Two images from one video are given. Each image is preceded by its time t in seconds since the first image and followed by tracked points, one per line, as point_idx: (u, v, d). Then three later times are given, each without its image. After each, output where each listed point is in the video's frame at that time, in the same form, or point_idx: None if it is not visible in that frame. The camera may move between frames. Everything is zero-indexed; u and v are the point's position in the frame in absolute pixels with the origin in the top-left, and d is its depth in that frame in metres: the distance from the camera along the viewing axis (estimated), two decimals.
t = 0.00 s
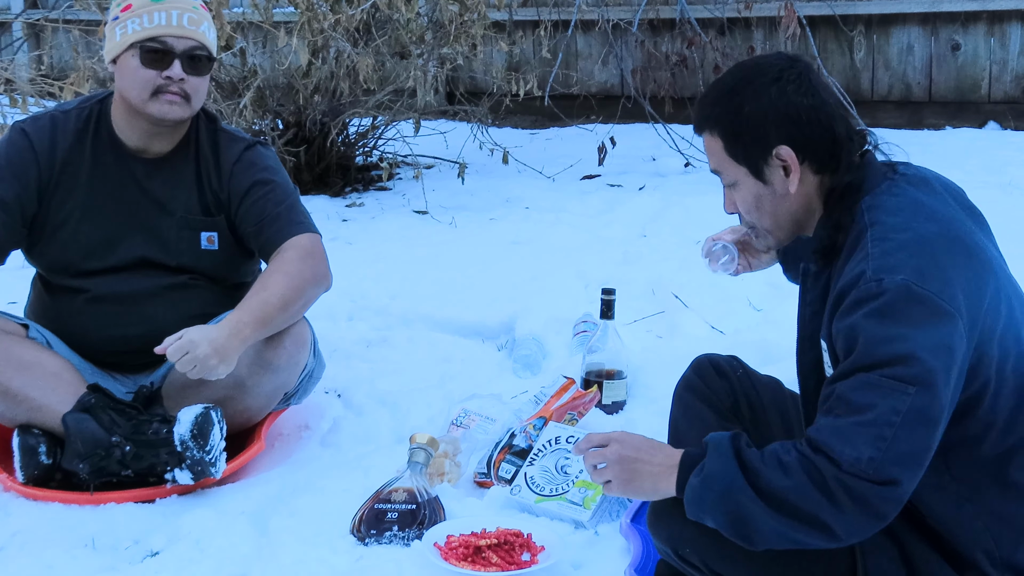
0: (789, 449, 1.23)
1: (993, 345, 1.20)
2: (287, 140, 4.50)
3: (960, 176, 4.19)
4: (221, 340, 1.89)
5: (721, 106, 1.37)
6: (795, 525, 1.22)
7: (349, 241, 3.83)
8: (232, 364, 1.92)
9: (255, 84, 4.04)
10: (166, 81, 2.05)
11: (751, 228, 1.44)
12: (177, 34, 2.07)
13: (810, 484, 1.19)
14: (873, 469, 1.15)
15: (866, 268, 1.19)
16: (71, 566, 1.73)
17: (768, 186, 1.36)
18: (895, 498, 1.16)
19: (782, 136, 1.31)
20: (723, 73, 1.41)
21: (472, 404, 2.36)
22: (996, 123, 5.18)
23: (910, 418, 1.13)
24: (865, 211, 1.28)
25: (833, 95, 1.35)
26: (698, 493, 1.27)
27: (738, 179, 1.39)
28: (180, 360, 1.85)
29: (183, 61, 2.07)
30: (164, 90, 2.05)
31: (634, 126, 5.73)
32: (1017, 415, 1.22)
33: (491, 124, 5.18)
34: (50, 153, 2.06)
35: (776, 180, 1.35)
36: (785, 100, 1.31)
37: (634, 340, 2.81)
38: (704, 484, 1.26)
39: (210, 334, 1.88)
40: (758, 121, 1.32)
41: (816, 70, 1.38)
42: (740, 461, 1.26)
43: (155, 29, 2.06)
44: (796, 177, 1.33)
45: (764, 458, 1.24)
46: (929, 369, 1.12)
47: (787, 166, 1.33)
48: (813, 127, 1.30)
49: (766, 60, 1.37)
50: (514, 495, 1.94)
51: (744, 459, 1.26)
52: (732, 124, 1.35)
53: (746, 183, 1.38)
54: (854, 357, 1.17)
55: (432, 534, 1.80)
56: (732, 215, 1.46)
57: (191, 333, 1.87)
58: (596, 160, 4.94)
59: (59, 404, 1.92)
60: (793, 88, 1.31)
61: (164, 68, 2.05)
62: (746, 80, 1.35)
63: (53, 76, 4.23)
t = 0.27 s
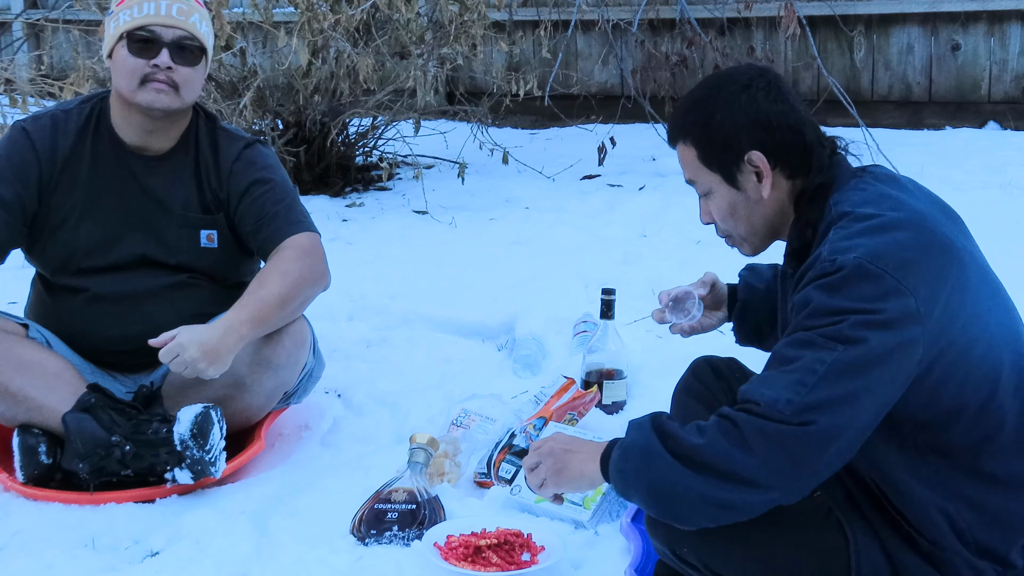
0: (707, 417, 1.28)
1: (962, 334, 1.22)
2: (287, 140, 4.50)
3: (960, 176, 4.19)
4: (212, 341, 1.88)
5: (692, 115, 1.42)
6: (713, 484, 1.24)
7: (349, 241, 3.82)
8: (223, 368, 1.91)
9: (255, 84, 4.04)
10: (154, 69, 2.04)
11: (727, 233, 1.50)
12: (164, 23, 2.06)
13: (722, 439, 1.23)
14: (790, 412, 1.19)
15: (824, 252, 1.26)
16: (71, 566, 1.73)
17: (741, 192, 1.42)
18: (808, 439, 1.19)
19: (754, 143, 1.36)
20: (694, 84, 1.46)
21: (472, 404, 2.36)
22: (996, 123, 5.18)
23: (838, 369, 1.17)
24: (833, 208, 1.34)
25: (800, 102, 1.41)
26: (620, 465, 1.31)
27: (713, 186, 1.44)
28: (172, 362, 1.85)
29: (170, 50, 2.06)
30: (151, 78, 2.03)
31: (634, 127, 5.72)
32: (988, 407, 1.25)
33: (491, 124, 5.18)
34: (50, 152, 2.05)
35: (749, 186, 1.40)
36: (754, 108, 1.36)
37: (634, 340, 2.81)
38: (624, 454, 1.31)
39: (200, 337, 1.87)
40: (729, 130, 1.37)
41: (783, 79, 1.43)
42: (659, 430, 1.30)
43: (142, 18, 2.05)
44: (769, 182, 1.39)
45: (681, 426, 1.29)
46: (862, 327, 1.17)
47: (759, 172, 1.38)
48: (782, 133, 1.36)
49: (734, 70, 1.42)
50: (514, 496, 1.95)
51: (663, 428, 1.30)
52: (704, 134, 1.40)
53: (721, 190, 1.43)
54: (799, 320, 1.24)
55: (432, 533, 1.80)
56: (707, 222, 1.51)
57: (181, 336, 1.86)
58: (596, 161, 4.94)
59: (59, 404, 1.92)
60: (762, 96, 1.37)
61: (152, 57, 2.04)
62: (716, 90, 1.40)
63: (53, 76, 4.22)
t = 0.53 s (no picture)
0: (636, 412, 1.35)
1: (920, 329, 1.25)
2: (287, 140, 4.50)
3: (960, 175, 4.19)
4: (214, 347, 1.88)
5: (658, 136, 1.44)
6: (642, 464, 1.29)
7: (349, 241, 3.82)
8: (227, 372, 1.93)
9: (255, 84, 4.04)
10: (145, 62, 2.04)
11: (699, 252, 1.50)
12: (154, 16, 2.07)
13: (647, 420, 1.30)
14: (714, 384, 1.26)
15: (773, 252, 1.30)
16: (71, 566, 1.73)
17: (710, 210, 1.42)
18: (734, 406, 1.24)
19: (720, 160, 1.38)
20: (660, 105, 1.48)
21: (472, 404, 2.36)
22: (996, 123, 5.18)
23: (773, 351, 1.24)
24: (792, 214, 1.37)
25: (764, 117, 1.43)
26: (564, 472, 1.37)
27: (682, 206, 1.45)
28: (176, 369, 1.87)
29: (161, 43, 2.07)
30: (142, 71, 2.04)
31: (634, 127, 5.72)
32: (954, 400, 1.27)
33: (491, 124, 5.18)
34: (50, 150, 2.06)
35: (717, 204, 1.41)
36: (718, 125, 1.38)
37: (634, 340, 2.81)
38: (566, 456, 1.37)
39: (203, 343, 1.88)
40: (693, 148, 1.39)
41: (747, 96, 1.45)
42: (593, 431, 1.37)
43: (134, 13, 2.07)
44: (736, 198, 1.40)
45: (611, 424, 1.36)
46: (799, 316, 1.23)
47: (726, 189, 1.39)
48: (745, 149, 1.37)
49: (698, 90, 1.44)
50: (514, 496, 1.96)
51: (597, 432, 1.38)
52: (670, 153, 1.41)
53: (689, 209, 1.44)
54: (744, 308, 1.30)
55: (432, 533, 1.80)
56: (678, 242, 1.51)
57: (184, 342, 1.87)
58: (596, 161, 4.94)
59: (59, 404, 1.92)
60: (725, 113, 1.39)
61: (143, 50, 2.05)
62: (681, 109, 1.42)
63: (53, 76, 4.22)
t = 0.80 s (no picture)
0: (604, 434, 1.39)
1: (884, 330, 1.24)
2: (287, 140, 4.50)
3: (960, 175, 4.19)
4: (214, 348, 1.88)
5: (618, 162, 1.42)
6: (607, 481, 1.33)
7: (349, 241, 3.82)
8: (227, 373, 1.92)
9: (255, 84, 4.04)
10: (137, 60, 2.03)
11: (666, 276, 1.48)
12: (142, 14, 2.06)
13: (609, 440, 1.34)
14: (670, 401, 1.29)
15: (728, 271, 1.31)
16: (71, 566, 1.73)
17: (675, 233, 1.41)
18: (690, 420, 1.27)
19: (682, 184, 1.36)
20: (619, 130, 1.47)
21: (472, 404, 2.36)
22: (996, 123, 5.18)
23: (731, 370, 1.25)
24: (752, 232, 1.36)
25: (723, 138, 1.42)
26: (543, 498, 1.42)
27: (647, 230, 1.43)
28: (173, 373, 1.85)
29: (150, 40, 2.05)
30: (135, 70, 2.03)
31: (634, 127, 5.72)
32: (927, 396, 1.26)
33: (491, 124, 5.18)
34: (49, 149, 2.05)
35: (682, 227, 1.39)
36: (678, 149, 1.37)
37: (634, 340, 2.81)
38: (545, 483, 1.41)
39: (203, 344, 1.88)
40: (655, 173, 1.37)
41: (706, 117, 1.44)
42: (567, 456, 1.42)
43: (121, 13, 2.05)
44: (700, 220, 1.38)
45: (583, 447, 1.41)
46: (756, 333, 1.23)
47: (690, 212, 1.37)
48: (707, 171, 1.36)
49: (657, 113, 1.43)
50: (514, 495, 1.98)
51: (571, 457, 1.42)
52: (632, 179, 1.39)
53: (655, 233, 1.42)
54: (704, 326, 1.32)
55: (432, 533, 1.80)
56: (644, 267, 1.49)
57: (184, 344, 1.87)
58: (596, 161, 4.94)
59: (59, 404, 1.92)
60: (685, 136, 1.38)
61: (134, 49, 2.04)
62: (640, 134, 1.41)
63: (53, 76, 4.22)
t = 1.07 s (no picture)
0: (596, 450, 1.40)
1: (865, 334, 1.24)
2: (287, 140, 4.51)
3: (961, 175, 4.19)
4: (215, 347, 1.89)
5: (591, 185, 1.41)
6: (602, 500, 1.34)
7: (349, 241, 3.82)
8: (227, 372, 1.92)
9: (255, 84, 4.04)
10: (129, 61, 2.03)
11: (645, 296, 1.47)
12: (130, 14, 2.05)
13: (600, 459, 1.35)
14: (655, 417, 1.29)
15: (705, 285, 1.31)
16: (71, 566, 1.73)
17: (653, 253, 1.39)
18: (677, 436, 1.27)
19: (657, 203, 1.35)
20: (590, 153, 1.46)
21: (472, 404, 2.36)
22: (996, 123, 5.18)
23: (714, 383, 1.25)
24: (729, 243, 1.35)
25: (695, 154, 1.42)
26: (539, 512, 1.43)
27: (626, 251, 1.42)
28: (173, 372, 1.85)
29: (141, 39, 2.05)
30: (129, 71, 2.02)
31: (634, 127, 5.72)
32: (915, 396, 1.26)
33: (491, 124, 5.18)
34: (48, 150, 2.05)
35: (660, 246, 1.38)
36: (650, 168, 1.36)
37: (634, 340, 2.81)
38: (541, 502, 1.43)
39: (204, 343, 1.88)
40: (632, 195, 1.35)
41: (676, 134, 1.44)
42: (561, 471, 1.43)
43: (109, 15, 2.04)
44: (678, 238, 1.37)
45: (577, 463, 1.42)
46: (738, 345, 1.23)
47: (667, 231, 1.36)
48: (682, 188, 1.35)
49: (627, 134, 1.42)
50: (514, 496, 1.97)
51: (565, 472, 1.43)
52: (606, 201, 1.38)
53: (634, 253, 1.41)
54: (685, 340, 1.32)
55: (432, 533, 1.80)
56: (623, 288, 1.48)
57: (184, 343, 1.87)
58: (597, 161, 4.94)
59: (59, 404, 1.92)
60: (656, 155, 1.37)
61: (125, 50, 2.03)
62: (612, 156, 1.40)
63: (53, 76, 4.22)
